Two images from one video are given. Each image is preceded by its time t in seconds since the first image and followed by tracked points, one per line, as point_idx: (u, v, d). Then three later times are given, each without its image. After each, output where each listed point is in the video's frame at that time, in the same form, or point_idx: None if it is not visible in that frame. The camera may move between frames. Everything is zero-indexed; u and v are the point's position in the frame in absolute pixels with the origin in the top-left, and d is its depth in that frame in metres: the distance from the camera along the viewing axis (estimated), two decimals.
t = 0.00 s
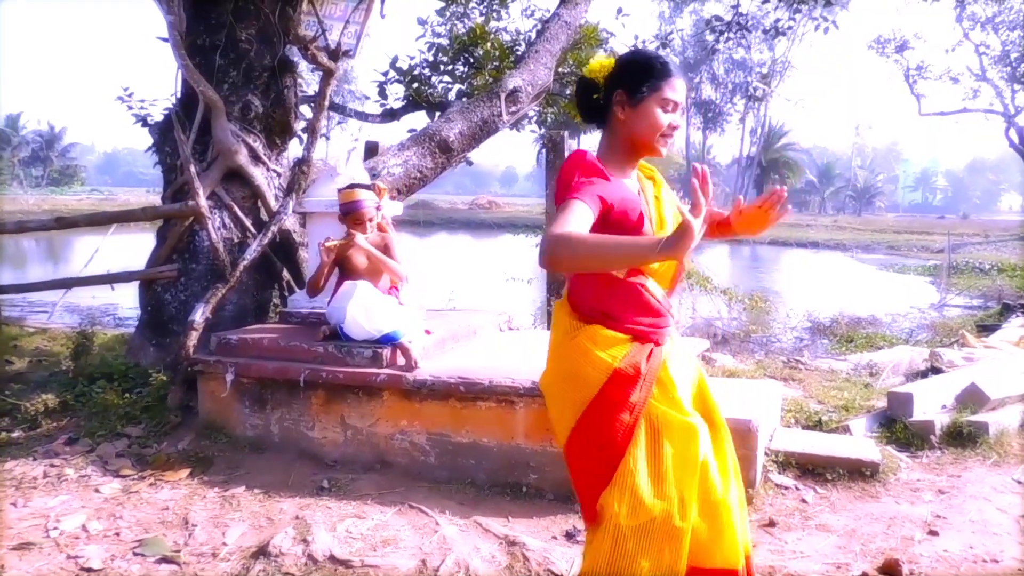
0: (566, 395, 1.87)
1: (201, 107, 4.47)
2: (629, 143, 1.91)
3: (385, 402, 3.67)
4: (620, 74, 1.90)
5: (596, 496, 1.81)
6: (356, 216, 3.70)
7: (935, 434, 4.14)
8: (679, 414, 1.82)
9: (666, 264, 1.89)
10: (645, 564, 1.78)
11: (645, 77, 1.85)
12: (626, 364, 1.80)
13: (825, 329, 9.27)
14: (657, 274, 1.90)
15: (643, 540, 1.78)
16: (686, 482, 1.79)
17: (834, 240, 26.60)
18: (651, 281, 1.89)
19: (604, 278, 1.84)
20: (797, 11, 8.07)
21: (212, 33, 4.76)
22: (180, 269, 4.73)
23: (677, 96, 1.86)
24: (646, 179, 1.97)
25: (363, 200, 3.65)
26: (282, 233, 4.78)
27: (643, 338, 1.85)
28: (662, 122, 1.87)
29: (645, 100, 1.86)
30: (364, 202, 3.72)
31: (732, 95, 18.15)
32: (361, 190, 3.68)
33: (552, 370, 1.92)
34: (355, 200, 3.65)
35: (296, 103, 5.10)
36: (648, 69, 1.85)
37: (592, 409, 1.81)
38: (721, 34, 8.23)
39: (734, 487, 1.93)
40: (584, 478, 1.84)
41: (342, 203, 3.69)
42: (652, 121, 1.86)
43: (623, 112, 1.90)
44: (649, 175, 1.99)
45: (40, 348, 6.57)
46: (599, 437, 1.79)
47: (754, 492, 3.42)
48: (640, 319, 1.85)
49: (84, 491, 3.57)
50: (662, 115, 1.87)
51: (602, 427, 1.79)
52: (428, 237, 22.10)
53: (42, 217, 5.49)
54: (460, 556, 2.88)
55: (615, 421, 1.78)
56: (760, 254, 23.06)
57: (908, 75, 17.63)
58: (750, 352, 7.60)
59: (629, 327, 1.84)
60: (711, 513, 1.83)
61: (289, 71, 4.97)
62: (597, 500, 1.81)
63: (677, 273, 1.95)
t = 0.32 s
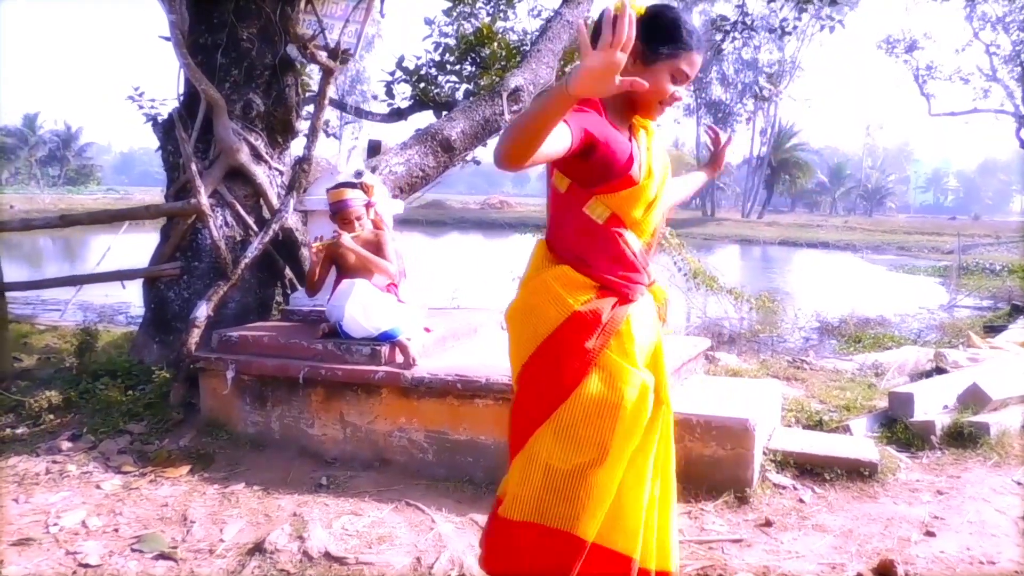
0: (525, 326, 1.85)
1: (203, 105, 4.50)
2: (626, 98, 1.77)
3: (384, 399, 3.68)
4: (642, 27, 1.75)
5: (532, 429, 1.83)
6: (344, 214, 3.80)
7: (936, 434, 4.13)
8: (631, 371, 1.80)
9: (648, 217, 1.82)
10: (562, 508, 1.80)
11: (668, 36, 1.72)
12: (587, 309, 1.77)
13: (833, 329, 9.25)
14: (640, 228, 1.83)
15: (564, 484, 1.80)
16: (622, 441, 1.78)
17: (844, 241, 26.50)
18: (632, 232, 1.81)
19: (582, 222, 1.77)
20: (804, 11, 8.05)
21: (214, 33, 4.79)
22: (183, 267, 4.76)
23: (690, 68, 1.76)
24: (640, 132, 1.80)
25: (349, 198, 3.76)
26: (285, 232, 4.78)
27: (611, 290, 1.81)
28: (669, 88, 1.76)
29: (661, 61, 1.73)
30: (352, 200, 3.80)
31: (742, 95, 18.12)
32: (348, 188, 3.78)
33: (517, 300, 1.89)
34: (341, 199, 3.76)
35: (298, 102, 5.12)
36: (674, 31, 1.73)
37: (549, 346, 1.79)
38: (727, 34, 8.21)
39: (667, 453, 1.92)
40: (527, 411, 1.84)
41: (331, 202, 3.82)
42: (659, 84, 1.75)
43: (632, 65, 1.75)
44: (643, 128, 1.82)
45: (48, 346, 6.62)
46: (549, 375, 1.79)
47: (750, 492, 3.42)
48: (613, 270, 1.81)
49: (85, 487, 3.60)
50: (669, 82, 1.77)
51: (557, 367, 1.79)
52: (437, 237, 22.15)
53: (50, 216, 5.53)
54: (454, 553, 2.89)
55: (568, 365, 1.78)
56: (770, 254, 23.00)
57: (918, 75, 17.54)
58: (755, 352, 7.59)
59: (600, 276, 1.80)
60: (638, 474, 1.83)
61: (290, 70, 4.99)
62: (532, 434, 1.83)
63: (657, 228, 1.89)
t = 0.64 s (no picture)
0: (507, 383, 1.87)
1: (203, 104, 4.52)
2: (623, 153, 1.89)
3: (381, 397, 3.69)
4: (647, 89, 1.83)
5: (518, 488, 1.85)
6: (338, 212, 3.86)
7: (937, 435, 4.10)
8: (614, 428, 1.81)
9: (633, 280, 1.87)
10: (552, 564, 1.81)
11: (665, 110, 1.80)
12: (569, 366, 1.80)
13: (842, 329, 9.19)
14: (623, 290, 1.87)
15: (553, 543, 1.81)
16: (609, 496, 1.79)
17: (855, 241, 26.36)
18: (615, 295, 1.86)
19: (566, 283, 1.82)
20: (811, 10, 8.00)
21: (214, 32, 4.80)
22: (185, 266, 4.78)
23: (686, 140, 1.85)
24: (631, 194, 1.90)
25: (344, 196, 3.82)
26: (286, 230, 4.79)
27: (592, 348, 1.85)
28: (663, 157, 1.87)
29: (658, 130, 1.82)
30: (345, 198, 3.85)
31: (752, 94, 18.05)
32: (344, 186, 3.86)
33: (497, 362, 1.93)
34: (335, 196, 3.82)
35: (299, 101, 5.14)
36: (677, 103, 1.80)
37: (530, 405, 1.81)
38: (734, 33, 8.18)
39: (670, 509, 1.88)
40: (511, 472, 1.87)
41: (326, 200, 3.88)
42: (653, 156, 1.86)
43: (632, 127, 1.85)
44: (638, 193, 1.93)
45: (55, 343, 6.66)
46: (530, 433, 1.82)
47: (748, 492, 3.41)
48: (596, 331, 1.85)
49: (84, 484, 3.62)
50: (666, 147, 1.87)
51: (538, 427, 1.80)
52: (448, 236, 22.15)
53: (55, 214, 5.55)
54: (448, 551, 2.89)
55: (550, 423, 1.79)
56: (781, 253, 22.90)
57: (930, 74, 17.43)
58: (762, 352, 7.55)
59: (582, 335, 1.84)
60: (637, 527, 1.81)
61: (290, 68, 5.01)
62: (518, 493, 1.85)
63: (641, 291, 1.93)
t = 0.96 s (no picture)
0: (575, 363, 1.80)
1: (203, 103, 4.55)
2: (694, 136, 1.77)
3: (378, 397, 3.69)
4: (721, 70, 1.72)
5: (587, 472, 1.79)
6: (338, 211, 3.84)
7: (939, 436, 4.07)
8: (683, 409, 1.73)
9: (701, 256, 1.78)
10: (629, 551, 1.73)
11: (744, 89, 1.69)
12: (637, 348, 1.71)
13: (851, 329, 9.14)
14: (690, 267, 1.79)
15: (622, 529, 1.74)
16: (681, 482, 1.71)
17: (866, 241, 26.21)
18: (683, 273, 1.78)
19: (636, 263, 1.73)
20: (817, 9, 7.96)
21: (213, 31, 4.83)
22: (185, 265, 4.80)
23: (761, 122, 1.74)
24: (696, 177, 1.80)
25: (346, 195, 3.79)
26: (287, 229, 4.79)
27: (659, 328, 1.76)
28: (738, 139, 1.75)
29: (733, 111, 1.71)
30: (347, 197, 3.83)
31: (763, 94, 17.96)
32: (347, 185, 3.82)
33: (561, 341, 1.86)
34: (337, 195, 3.80)
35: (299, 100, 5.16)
36: (751, 83, 1.69)
37: (599, 386, 1.74)
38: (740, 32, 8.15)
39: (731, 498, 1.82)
40: (580, 453, 1.82)
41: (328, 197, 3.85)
42: (728, 139, 1.75)
43: (705, 107, 1.73)
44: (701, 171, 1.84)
45: (62, 343, 6.69)
46: (598, 415, 1.75)
47: (745, 492, 3.39)
48: (660, 310, 1.77)
49: (83, 483, 3.63)
50: (739, 131, 1.75)
51: (604, 411, 1.74)
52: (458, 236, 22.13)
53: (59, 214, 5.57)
54: (442, 551, 2.89)
55: (616, 407, 1.72)
56: (792, 253, 22.80)
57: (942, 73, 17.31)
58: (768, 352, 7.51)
59: (648, 314, 1.75)
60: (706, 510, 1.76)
61: (291, 68, 5.02)
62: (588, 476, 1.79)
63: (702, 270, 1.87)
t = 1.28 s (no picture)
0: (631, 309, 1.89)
1: (204, 104, 4.58)
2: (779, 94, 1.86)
3: (377, 397, 3.68)
4: (791, 28, 1.84)
5: (600, 419, 1.91)
6: (347, 209, 3.86)
7: (942, 437, 4.04)
8: (721, 379, 1.84)
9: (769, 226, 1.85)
10: (630, 499, 1.88)
11: (819, 36, 1.80)
12: (688, 306, 1.83)
13: (859, 329, 9.08)
14: (759, 233, 1.88)
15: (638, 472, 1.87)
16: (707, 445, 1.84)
17: (878, 241, 26.02)
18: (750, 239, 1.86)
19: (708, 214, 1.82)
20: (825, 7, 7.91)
21: (214, 31, 4.85)
22: (187, 265, 4.82)
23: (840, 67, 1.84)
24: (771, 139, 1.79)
25: (356, 194, 3.81)
26: (288, 229, 4.78)
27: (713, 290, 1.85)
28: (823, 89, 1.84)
29: (813, 59, 1.81)
30: (357, 195, 3.86)
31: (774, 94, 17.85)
32: (357, 184, 3.85)
33: (616, 287, 1.97)
34: (347, 194, 3.83)
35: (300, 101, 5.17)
36: (822, 32, 1.80)
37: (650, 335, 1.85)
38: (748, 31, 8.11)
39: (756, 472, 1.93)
40: (602, 393, 1.92)
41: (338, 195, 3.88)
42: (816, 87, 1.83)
43: (784, 63, 1.84)
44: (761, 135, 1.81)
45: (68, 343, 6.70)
46: (635, 366, 1.86)
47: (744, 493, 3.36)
48: (718, 271, 1.84)
49: (83, 482, 3.64)
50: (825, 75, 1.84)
51: (644, 360, 1.85)
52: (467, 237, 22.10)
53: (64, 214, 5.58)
54: (437, 551, 2.88)
55: (657, 358, 1.84)
56: (802, 253, 22.68)
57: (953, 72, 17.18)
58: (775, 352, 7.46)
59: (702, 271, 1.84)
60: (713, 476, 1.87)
61: (292, 68, 5.04)
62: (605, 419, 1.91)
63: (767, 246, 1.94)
